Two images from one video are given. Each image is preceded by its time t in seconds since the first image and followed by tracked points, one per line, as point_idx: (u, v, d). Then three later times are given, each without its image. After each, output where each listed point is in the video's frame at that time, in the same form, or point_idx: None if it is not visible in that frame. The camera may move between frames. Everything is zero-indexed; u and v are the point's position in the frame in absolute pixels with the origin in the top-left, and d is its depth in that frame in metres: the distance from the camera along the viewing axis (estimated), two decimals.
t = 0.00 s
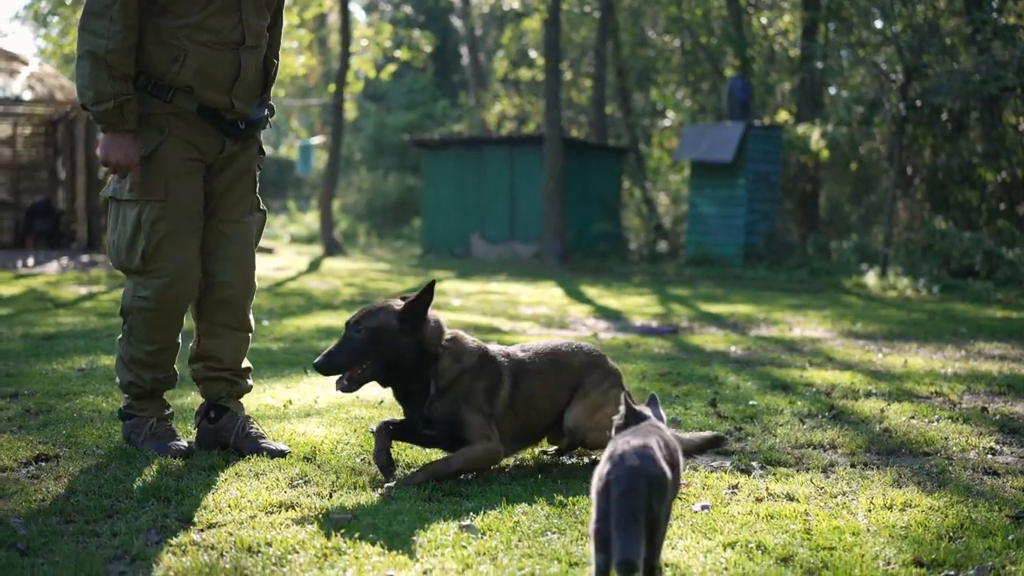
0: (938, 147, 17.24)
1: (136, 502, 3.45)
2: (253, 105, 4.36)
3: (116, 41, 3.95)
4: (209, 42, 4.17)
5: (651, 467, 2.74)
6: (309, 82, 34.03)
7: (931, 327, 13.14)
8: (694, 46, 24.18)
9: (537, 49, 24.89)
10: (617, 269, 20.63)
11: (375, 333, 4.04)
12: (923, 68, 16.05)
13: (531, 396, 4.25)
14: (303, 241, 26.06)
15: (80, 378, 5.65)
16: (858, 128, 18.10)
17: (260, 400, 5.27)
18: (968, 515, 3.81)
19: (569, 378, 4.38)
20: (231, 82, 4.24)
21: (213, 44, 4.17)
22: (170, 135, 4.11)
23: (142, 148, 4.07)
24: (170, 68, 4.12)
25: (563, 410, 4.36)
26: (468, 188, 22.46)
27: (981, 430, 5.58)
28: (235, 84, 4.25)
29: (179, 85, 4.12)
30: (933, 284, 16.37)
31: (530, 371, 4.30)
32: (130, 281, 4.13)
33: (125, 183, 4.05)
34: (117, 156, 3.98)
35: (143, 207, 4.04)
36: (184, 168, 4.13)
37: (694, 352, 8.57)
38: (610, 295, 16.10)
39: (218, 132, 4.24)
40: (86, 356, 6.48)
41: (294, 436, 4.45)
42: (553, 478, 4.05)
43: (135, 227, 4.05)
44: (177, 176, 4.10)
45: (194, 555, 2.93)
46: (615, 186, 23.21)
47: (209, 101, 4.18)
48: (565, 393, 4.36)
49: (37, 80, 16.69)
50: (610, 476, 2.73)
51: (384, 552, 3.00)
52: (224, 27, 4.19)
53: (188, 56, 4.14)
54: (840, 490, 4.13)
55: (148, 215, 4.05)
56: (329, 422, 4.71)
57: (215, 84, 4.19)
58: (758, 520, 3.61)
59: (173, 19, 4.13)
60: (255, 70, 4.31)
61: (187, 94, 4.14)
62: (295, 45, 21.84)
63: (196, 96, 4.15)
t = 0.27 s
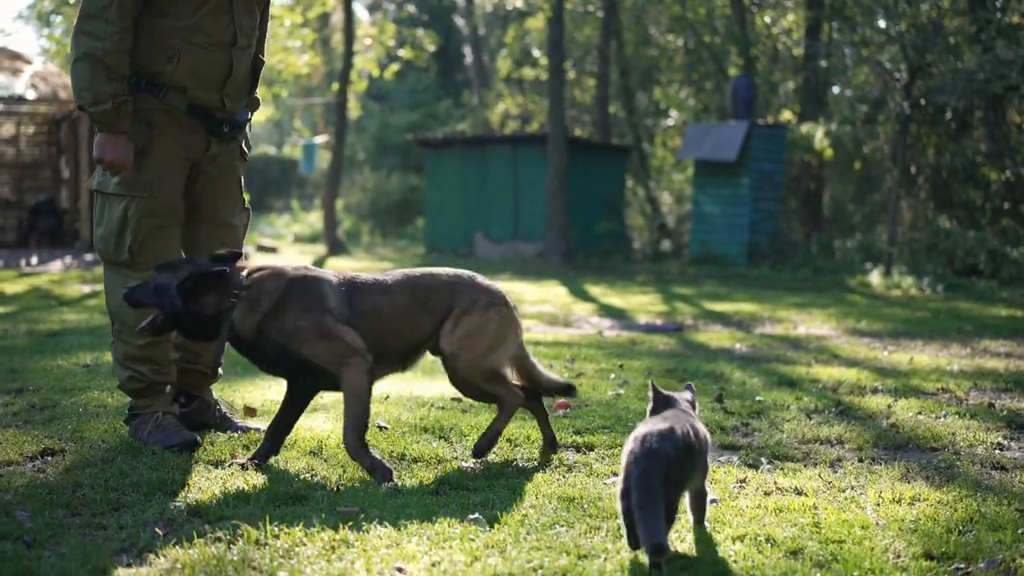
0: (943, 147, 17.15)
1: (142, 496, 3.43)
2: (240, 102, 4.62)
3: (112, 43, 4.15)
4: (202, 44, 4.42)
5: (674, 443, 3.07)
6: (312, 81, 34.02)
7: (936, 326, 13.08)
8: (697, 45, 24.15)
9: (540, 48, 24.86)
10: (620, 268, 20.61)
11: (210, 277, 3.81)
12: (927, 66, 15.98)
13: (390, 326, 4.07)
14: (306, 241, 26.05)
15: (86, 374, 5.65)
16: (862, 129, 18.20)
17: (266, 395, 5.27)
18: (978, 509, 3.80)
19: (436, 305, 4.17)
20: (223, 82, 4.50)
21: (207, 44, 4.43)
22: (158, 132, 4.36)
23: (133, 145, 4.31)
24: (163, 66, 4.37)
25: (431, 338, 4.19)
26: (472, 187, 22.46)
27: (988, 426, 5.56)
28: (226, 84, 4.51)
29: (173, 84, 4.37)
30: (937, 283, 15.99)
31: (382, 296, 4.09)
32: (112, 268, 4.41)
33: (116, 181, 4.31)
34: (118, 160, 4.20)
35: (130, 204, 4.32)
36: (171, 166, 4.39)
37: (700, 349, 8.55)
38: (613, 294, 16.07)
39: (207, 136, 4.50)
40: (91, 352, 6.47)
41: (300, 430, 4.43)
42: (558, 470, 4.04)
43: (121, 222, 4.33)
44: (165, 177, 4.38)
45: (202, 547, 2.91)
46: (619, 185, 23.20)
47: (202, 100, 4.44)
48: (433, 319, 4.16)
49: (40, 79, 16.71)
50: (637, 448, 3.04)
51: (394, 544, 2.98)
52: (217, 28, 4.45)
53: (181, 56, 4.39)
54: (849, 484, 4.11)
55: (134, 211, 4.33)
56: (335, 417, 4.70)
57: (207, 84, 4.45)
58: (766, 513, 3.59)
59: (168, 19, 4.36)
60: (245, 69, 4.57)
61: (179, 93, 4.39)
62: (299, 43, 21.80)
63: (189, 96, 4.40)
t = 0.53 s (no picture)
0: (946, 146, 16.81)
1: (150, 489, 3.41)
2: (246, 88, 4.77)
3: (122, 23, 4.30)
4: (210, 34, 4.52)
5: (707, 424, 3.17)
6: (316, 80, 34.05)
7: (941, 324, 13.05)
8: (701, 44, 24.11)
9: (544, 47, 24.85)
10: (624, 267, 20.59)
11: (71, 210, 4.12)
12: (931, 65, 15.93)
13: (212, 304, 3.92)
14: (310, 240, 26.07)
15: (93, 370, 5.66)
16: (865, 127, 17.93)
17: (272, 391, 5.26)
18: (987, 503, 3.78)
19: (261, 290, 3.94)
20: (233, 71, 4.63)
21: (217, 33, 4.53)
22: (183, 121, 4.48)
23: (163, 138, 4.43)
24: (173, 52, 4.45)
25: (265, 320, 3.96)
26: (475, 186, 22.49)
27: (995, 422, 5.54)
28: (236, 72, 4.64)
29: (187, 72, 4.49)
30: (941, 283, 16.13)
31: (210, 274, 3.96)
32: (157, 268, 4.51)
33: (154, 174, 4.42)
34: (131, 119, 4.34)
35: (174, 195, 4.43)
36: (199, 155, 4.52)
37: (704, 346, 8.55)
38: (618, 292, 16.07)
39: (218, 122, 4.62)
40: (98, 349, 6.48)
41: (307, 425, 4.42)
42: (568, 465, 4.01)
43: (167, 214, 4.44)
44: (198, 163, 4.51)
45: (211, 540, 2.89)
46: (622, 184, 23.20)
47: (215, 88, 4.57)
48: (264, 297, 3.93)
49: (44, 79, 16.73)
50: (667, 428, 3.15)
51: (403, 538, 2.97)
52: (227, 17, 4.55)
53: (193, 45, 4.49)
54: (857, 479, 4.10)
55: (179, 202, 4.45)
56: (342, 413, 4.69)
57: (219, 72, 4.58)
58: (774, 507, 3.58)
59: (178, 6, 4.45)
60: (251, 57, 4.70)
61: (193, 81, 4.51)
62: (302, 43, 21.79)
63: (202, 83, 4.53)
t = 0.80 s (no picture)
0: (949, 145, 16.85)
1: (157, 485, 3.40)
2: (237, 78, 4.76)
3: None
4: (220, 28, 4.49)
5: (749, 405, 3.33)
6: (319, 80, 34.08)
7: (945, 323, 13.03)
8: (703, 44, 24.07)
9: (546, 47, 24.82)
10: (627, 267, 20.58)
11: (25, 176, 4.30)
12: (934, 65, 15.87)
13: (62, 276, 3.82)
14: (313, 240, 26.10)
15: (99, 367, 5.67)
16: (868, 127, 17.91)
17: (278, 388, 5.26)
18: (995, 499, 3.76)
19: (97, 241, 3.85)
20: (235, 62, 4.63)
21: (228, 23, 4.52)
22: (187, 117, 4.24)
23: (168, 133, 4.16)
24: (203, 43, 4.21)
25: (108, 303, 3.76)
26: (478, 185, 22.49)
27: (1002, 418, 5.52)
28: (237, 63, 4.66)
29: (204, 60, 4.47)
30: (945, 283, 16.02)
31: (68, 245, 3.85)
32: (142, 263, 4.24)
33: (152, 169, 4.15)
34: (238, 81, 4.13)
35: (172, 190, 4.17)
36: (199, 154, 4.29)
37: (708, 344, 8.56)
38: (621, 292, 16.06)
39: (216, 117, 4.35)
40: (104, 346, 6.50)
41: (314, 421, 4.41)
42: (576, 461, 3.98)
43: (161, 211, 4.18)
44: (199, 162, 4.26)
45: (219, 535, 2.89)
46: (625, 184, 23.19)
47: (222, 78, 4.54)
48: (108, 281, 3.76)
49: (47, 78, 16.47)
50: (711, 414, 3.32)
51: (412, 533, 2.96)
52: (234, 8, 4.52)
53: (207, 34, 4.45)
54: (865, 475, 4.08)
55: (176, 198, 4.19)
56: (349, 409, 4.68)
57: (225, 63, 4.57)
58: (782, 502, 3.57)
59: None
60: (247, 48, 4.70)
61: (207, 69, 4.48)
62: (305, 42, 21.79)
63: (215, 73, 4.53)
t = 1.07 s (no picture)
0: (951, 145, 16.79)
1: (164, 481, 3.38)
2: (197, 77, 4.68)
3: None
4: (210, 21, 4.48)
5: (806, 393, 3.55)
6: (320, 79, 34.08)
7: (947, 322, 13.00)
8: (705, 44, 24.02)
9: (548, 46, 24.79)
10: (629, 266, 20.56)
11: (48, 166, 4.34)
12: (937, 64, 15.80)
13: None
14: (315, 239, 26.12)
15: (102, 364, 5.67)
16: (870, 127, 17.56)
17: (283, 385, 5.26)
18: (1003, 495, 3.75)
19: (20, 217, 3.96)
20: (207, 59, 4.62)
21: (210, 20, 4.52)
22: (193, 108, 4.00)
23: (179, 125, 3.87)
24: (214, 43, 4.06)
25: None
26: (479, 185, 22.50)
27: (1009, 416, 5.50)
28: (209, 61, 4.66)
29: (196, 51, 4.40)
30: (947, 282, 16.01)
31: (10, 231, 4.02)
32: (133, 260, 3.87)
33: (158, 160, 3.82)
34: (249, 56, 4.23)
35: (178, 184, 3.87)
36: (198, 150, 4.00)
37: (712, 343, 8.54)
38: (624, 291, 16.06)
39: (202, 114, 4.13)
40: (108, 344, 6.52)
41: (319, 417, 4.41)
42: (582, 457, 3.96)
43: (166, 206, 3.84)
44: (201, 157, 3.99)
45: (226, 531, 2.87)
46: (626, 183, 23.19)
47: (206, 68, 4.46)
48: None
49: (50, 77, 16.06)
50: (767, 404, 3.55)
51: (420, 529, 2.95)
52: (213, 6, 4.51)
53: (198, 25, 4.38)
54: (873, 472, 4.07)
55: (182, 191, 3.90)
56: (355, 406, 4.67)
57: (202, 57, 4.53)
58: (794, 499, 3.56)
59: None
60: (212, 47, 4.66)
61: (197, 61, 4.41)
62: (306, 42, 21.78)
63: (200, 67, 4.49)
